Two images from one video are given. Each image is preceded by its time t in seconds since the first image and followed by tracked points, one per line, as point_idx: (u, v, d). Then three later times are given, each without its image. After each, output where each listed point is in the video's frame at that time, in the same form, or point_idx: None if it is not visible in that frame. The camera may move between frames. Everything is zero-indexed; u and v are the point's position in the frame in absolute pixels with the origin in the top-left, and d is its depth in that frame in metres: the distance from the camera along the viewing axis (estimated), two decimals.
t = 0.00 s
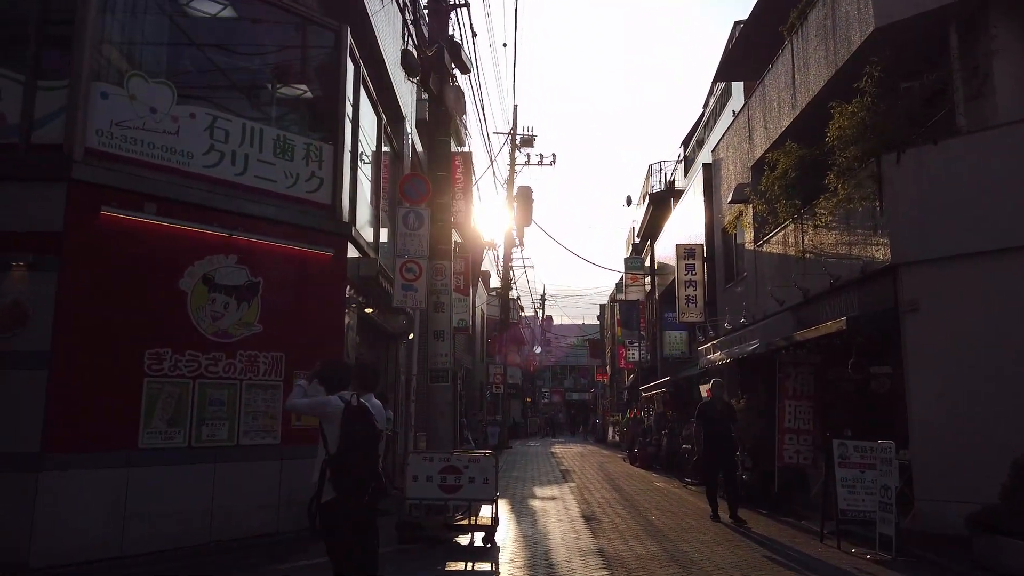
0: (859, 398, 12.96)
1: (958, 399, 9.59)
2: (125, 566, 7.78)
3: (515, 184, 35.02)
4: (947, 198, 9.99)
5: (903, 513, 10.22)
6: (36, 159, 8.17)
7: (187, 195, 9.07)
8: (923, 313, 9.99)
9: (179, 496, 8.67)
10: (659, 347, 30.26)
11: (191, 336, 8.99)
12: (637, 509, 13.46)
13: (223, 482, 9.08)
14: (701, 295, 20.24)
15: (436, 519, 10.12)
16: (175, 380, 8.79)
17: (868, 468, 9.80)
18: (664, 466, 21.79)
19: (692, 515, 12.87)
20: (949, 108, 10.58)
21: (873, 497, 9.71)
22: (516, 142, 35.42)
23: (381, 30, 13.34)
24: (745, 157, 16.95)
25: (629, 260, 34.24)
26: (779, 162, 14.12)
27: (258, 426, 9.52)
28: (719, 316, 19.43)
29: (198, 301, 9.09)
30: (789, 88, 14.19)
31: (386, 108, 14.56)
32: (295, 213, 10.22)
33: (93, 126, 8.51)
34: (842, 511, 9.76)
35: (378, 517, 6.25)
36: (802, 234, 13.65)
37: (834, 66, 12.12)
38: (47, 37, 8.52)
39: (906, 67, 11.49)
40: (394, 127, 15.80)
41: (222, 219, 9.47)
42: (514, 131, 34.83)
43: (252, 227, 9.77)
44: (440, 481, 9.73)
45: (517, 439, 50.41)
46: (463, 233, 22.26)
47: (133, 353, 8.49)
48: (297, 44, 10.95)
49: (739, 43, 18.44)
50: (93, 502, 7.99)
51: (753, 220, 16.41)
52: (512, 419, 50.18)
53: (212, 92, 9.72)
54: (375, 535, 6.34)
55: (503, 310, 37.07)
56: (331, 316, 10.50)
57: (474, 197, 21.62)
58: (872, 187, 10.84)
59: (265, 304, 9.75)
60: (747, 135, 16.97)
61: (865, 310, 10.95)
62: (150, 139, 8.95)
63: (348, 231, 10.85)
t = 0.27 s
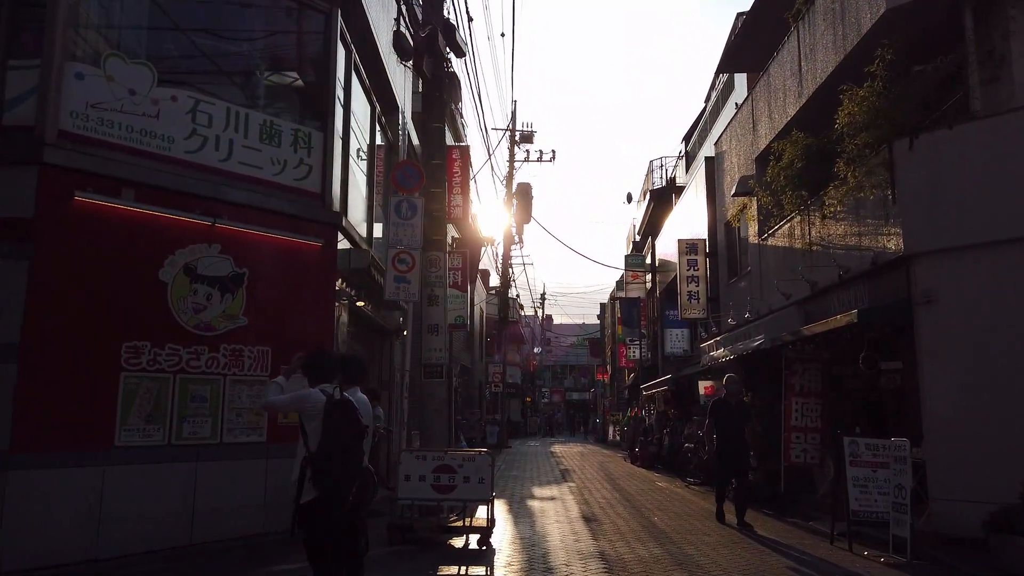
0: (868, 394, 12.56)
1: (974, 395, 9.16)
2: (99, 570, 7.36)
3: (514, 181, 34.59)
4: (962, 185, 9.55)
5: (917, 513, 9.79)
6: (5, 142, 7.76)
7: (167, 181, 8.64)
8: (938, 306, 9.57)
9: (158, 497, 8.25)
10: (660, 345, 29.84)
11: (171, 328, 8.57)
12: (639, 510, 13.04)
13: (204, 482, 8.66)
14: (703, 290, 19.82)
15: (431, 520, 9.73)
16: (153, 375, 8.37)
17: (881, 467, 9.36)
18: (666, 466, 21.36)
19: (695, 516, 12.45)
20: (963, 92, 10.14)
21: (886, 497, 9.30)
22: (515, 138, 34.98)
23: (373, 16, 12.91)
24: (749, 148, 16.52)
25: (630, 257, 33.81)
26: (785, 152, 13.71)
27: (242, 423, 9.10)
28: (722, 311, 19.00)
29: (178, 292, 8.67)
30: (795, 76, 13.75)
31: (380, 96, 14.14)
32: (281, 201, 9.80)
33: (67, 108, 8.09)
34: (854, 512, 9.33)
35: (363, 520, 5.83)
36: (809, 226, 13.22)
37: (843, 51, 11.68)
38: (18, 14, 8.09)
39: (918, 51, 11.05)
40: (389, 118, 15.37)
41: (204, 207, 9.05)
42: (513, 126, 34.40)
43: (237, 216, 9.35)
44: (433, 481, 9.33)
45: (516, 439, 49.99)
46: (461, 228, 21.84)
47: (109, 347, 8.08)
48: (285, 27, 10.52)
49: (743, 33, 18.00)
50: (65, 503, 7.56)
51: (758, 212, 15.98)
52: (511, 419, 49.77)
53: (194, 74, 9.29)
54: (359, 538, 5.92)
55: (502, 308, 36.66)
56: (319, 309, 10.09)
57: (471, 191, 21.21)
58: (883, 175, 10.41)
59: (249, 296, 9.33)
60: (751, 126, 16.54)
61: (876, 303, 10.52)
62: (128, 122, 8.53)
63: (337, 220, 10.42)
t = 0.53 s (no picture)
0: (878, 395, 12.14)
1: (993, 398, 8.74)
2: None
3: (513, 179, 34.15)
4: (980, 179, 9.13)
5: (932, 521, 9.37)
6: None
7: (146, 174, 8.23)
8: (954, 304, 9.14)
9: (136, 506, 7.83)
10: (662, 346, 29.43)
11: (151, 329, 8.16)
12: (641, 517, 12.61)
13: (186, 490, 8.25)
14: (706, 290, 19.40)
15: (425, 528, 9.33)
16: (131, 378, 7.95)
17: (895, 474, 8.95)
18: (668, 469, 20.94)
19: (700, 523, 12.01)
20: (980, 82, 9.71)
21: (901, 505, 8.92)
22: (514, 137, 34.55)
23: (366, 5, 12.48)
24: (754, 144, 16.09)
25: (631, 257, 33.37)
26: (791, 146, 13.29)
27: (226, 428, 8.70)
28: (725, 311, 18.60)
29: (158, 291, 8.26)
30: (802, 68, 13.32)
31: (374, 90, 13.73)
32: (268, 196, 9.38)
33: (40, 97, 7.67)
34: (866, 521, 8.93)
35: (346, 535, 5.41)
36: (816, 222, 12.80)
37: (853, 40, 11.25)
38: None
39: (932, 39, 10.62)
40: (383, 112, 14.95)
41: (186, 202, 8.63)
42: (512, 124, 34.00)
43: (221, 212, 8.94)
44: (426, 488, 8.93)
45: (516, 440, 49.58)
46: (458, 227, 21.44)
47: (85, 349, 7.67)
48: (273, 16, 10.11)
49: (746, 26, 17.57)
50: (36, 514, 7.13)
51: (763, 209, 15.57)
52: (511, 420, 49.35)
53: (176, 63, 8.87)
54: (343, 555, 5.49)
55: (502, 308, 36.22)
56: (308, 309, 9.67)
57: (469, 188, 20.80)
58: (896, 169, 9.98)
59: (234, 295, 8.92)
60: (755, 121, 16.11)
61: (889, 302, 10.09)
62: (105, 112, 8.11)
63: (327, 216, 10.00)
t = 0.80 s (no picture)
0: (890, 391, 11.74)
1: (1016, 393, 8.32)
2: None
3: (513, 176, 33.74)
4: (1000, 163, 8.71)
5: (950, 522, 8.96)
6: None
7: (125, 157, 7.81)
8: (973, 295, 8.72)
9: (113, 507, 7.41)
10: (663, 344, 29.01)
11: (130, 320, 7.74)
12: (645, 517, 12.19)
13: (167, 489, 7.84)
14: (709, 286, 19.00)
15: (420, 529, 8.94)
16: (109, 371, 7.54)
17: (911, 473, 8.58)
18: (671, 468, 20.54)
19: (706, 524, 11.58)
20: (999, 63, 9.29)
21: (918, 505, 8.53)
22: (514, 133, 34.14)
23: None
24: (759, 134, 15.68)
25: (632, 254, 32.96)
26: (799, 135, 12.88)
27: (210, 425, 8.29)
28: (729, 307, 18.19)
29: (138, 280, 7.85)
30: (810, 54, 12.91)
31: (368, 77, 13.33)
32: (255, 182, 8.97)
33: (11, 74, 7.25)
34: (882, 522, 8.53)
35: (329, 537, 4.99)
36: (825, 213, 12.38)
37: (864, 23, 10.84)
38: None
39: (947, 21, 10.20)
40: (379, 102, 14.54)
41: (168, 187, 8.22)
42: (511, 120, 33.59)
43: (205, 198, 8.52)
44: (420, 488, 8.50)
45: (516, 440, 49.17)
46: (457, 221, 21.03)
47: (59, 340, 7.25)
48: None
49: (751, 15, 17.16)
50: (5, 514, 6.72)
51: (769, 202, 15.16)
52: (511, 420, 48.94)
53: (158, 42, 8.46)
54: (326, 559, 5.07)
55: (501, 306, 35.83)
56: (297, 301, 9.26)
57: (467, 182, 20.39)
58: (911, 154, 9.56)
59: (219, 285, 8.50)
60: (761, 111, 15.70)
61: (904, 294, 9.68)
62: (81, 92, 7.69)
63: (318, 204, 9.59)
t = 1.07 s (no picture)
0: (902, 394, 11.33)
1: None
2: None
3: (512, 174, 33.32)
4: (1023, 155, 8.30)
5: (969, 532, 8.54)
6: None
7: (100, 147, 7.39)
8: (994, 293, 8.31)
9: (86, 518, 6.97)
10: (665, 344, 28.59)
11: (105, 320, 7.32)
12: (648, 525, 11.76)
13: (145, 500, 7.41)
14: (713, 285, 18.60)
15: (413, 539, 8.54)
16: (82, 374, 7.11)
17: (930, 481, 8.18)
18: (673, 472, 20.13)
19: (711, 533, 11.15)
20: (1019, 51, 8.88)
21: (937, 515, 8.13)
22: (514, 131, 33.76)
23: None
24: (765, 129, 15.27)
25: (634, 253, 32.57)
26: (807, 129, 12.47)
27: (191, 431, 7.86)
28: (733, 306, 17.78)
29: (113, 278, 7.43)
30: (818, 45, 12.50)
31: (362, 69, 12.91)
32: (240, 175, 8.55)
33: None
34: (898, 532, 8.12)
35: (308, 557, 4.57)
36: (835, 209, 11.97)
37: (877, 10, 10.42)
38: None
39: (964, 8, 9.79)
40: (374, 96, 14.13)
41: (147, 180, 7.79)
42: (511, 118, 33.18)
43: (186, 192, 8.09)
44: (412, 497, 8.08)
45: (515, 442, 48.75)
46: (455, 219, 20.63)
47: (28, 342, 6.81)
48: None
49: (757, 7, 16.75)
50: None
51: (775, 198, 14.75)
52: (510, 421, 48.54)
53: (137, 27, 8.04)
54: None
55: (500, 307, 35.40)
56: (284, 300, 8.83)
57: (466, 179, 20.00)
58: (927, 146, 9.15)
59: (201, 284, 8.07)
60: (767, 105, 15.29)
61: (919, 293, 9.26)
62: (53, 79, 7.27)
63: (307, 199, 9.17)
